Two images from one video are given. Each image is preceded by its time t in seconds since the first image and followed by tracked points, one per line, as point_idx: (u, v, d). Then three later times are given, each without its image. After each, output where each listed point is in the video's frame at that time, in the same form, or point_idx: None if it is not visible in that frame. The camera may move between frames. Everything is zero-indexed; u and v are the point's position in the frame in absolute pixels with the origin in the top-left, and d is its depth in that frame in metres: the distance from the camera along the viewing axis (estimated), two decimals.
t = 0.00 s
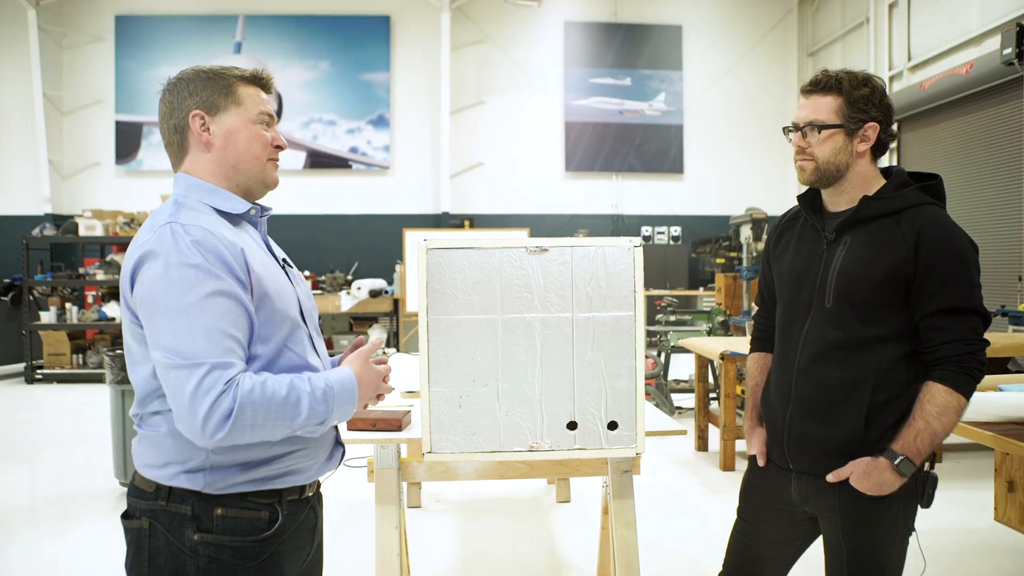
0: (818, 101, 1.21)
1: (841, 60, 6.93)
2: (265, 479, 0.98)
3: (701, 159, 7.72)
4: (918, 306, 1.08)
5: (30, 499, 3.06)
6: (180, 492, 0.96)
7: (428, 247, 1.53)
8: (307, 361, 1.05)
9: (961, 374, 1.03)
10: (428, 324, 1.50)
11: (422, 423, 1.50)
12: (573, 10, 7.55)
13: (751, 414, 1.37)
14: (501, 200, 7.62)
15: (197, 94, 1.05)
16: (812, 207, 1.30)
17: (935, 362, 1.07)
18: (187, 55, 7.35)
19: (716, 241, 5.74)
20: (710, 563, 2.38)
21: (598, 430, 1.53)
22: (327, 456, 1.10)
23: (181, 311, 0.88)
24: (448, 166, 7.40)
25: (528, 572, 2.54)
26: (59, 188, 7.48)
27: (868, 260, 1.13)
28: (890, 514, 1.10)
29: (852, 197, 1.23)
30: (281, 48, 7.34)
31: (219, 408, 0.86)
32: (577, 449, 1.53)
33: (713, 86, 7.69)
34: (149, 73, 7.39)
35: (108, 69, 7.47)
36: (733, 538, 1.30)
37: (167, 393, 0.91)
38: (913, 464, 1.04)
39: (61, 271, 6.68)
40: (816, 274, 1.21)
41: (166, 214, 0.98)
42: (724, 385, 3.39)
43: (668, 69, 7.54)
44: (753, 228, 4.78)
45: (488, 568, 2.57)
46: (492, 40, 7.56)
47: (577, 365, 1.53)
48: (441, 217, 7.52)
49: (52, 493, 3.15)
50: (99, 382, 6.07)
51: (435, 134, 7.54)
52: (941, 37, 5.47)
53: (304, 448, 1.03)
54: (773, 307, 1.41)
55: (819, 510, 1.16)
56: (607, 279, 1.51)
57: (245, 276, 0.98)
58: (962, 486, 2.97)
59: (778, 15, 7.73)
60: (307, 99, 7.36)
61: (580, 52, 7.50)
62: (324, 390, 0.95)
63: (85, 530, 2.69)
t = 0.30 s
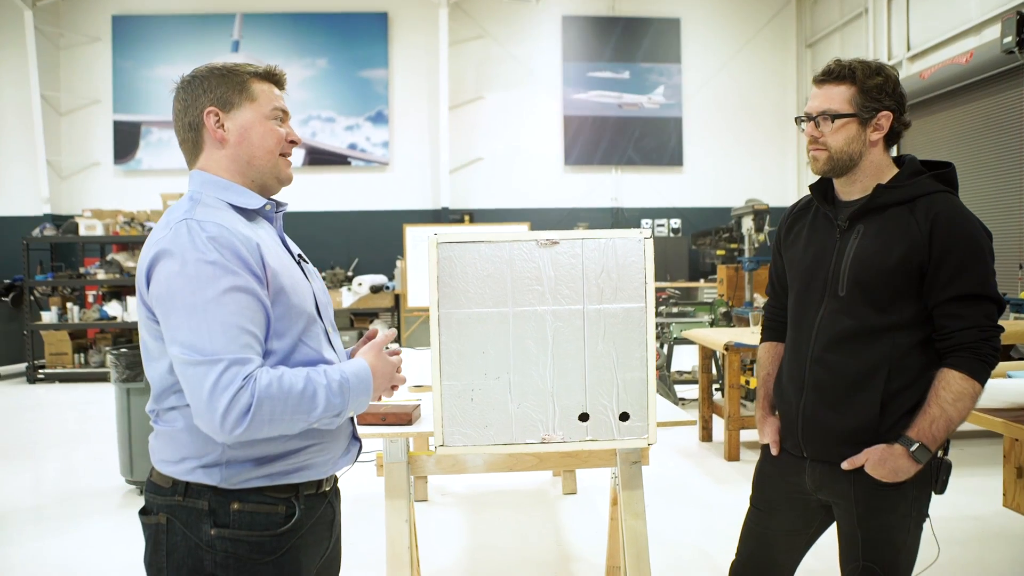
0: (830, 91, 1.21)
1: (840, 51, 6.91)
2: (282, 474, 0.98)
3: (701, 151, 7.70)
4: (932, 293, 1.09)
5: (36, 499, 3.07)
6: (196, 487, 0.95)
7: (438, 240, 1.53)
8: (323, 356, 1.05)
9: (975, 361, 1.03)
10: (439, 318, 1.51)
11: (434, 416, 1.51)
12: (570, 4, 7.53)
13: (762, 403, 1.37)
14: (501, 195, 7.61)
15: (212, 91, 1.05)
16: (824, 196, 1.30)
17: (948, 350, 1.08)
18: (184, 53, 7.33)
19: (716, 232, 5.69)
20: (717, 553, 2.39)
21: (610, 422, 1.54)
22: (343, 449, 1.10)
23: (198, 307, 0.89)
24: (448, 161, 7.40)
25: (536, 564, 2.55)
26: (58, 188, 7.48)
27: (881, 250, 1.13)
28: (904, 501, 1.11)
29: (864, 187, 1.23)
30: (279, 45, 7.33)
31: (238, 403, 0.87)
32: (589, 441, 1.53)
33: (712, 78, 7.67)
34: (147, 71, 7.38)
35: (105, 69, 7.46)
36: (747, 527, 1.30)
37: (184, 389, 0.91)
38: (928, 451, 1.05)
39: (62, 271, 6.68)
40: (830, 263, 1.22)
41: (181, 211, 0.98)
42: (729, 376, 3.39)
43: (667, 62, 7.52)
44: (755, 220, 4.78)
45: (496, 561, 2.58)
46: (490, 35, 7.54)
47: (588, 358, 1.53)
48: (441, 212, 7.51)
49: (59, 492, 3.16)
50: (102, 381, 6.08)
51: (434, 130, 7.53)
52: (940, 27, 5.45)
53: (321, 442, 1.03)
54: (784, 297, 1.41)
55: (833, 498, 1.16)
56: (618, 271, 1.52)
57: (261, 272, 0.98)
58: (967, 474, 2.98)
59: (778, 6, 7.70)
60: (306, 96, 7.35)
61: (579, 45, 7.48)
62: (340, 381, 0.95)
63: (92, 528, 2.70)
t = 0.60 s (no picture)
0: (838, 86, 1.21)
1: (839, 48, 6.90)
2: (289, 470, 0.98)
3: (700, 148, 7.70)
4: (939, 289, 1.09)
5: (37, 496, 3.07)
6: (204, 484, 0.95)
7: (443, 236, 1.53)
8: (329, 350, 1.05)
9: (982, 357, 1.03)
10: (444, 315, 1.51)
11: (439, 413, 1.51)
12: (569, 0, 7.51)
13: (768, 399, 1.37)
14: (500, 191, 7.61)
15: (221, 85, 1.04)
16: (830, 191, 1.30)
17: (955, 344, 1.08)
18: (183, 49, 7.32)
19: (715, 230, 5.62)
20: (717, 550, 2.40)
21: (614, 419, 1.54)
22: (350, 445, 1.10)
23: (203, 299, 0.88)
24: (447, 158, 7.39)
25: (537, 561, 2.56)
26: (56, 184, 7.46)
27: (888, 244, 1.14)
28: (910, 497, 1.11)
29: (870, 183, 1.23)
30: (278, 41, 7.31)
31: (243, 395, 0.86)
32: (594, 438, 1.54)
33: (711, 75, 7.66)
34: (145, 68, 7.36)
35: (102, 65, 7.44)
36: (752, 524, 1.30)
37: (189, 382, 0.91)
38: (934, 447, 1.05)
39: (60, 267, 6.67)
40: (836, 259, 1.22)
41: (187, 203, 0.98)
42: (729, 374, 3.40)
43: (666, 59, 7.51)
44: (754, 217, 4.78)
45: (497, 558, 2.59)
46: (489, 31, 7.52)
47: (593, 355, 1.53)
48: (440, 209, 7.50)
49: (59, 489, 3.17)
50: (100, 378, 6.08)
51: (433, 126, 7.52)
52: (940, 24, 5.44)
53: (327, 438, 1.03)
54: (789, 293, 1.41)
55: (838, 494, 1.16)
56: (623, 267, 1.52)
57: (267, 265, 0.98)
58: (966, 472, 2.99)
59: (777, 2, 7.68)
60: (305, 93, 7.34)
61: (577, 41, 7.46)
62: (345, 374, 0.95)
63: (93, 525, 2.70)
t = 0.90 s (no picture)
0: (839, 84, 1.21)
1: (840, 46, 6.89)
2: (288, 467, 0.98)
3: (700, 146, 7.69)
4: (939, 287, 1.09)
5: (37, 493, 3.08)
6: (205, 481, 0.95)
7: (445, 233, 1.53)
8: (327, 348, 1.05)
9: (983, 354, 1.03)
10: (444, 312, 1.51)
11: (440, 410, 1.51)
12: None
13: (768, 398, 1.37)
14: (501, 189, 7.60)
15: (227, 83, 1.04)
16: (832, 189, 1.30)
17: (952, 344, 1.08)
18: (183, 46, 7.31)
19: (716, 228, 5.61)
20: (718, 548, 2.40)
21: (616, 416, 1.54)
22: (349, 442, 1.10)
23: (195, 297, 0.88)
24: (447, 155, 7.38)
25: (539, 559, 2.56)
26: (56, 182, 7.46)
27: (885, 244, 1.13)
28: (912, 494, 1.11)
29: (872, 180, 1.22)
30: (278, 38, 7.30)
31: (230, 394, 0.86)
32: (595, 435, 1.54)
33: (712, 72, 7.64)
34: (145, 65, 7.36)
35: (102, 62, 7.43)
36: (752, 521, 1.31)
37: (180, 381, 0.91)
38: (936, 445, 1.05)
39: (60, 265, 6.67)
40: (837, 256, 1.22)
41: (183, 200, 0.98)
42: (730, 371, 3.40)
43: (667, 56, 7.50)
44: (755, 215, 4.78)
45: (498, 555, 2.59)
46: (490, 29, 7.51)
47: (595, 351, 1.53)
48: (441, 207, 7.49)
49: (59, 486, 3.17)
50: (101, 375, 6.08)
51: (434, 124, 7.51)
52: (941, 21, 5.42)
53: (325, 436, 1.03)
54: (790, 291, 1.41)
55: (839, 492, 1.16)
56: (625, 264, 1.52)
57: (263, 263, 0.98)
58: (966, 469, 2.99)
59: None
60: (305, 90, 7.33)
61: (578, 39, 7.45)
62: (338, 371, 0.94)
63: (94, 523, 2.71)
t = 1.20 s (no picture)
0: (823, 84, 1.21)
1: (841, 39, 6.86)
2: (278, 464, 0.97)
3: (700, 140, 7.67)
4: (936, 281, 1.08)
5: (39, 491, 3.08)
6: (194, 478, 0.94)
7: (439, 228, 1.52)
8: (318, 345, 1.04)
9: (979, 348, 1.02)
10: (439, 308, 1.50)
11: (435, 407, 1.51)
12: None
13: (764, 393, 1.37)
14: (501, 184, 7.59)
15: (204, 78, 1.04)
16: (827, 181, 1.29)
17: (949, 339, 1.07)
18: (182, 44, 7.29)
19: (716, 223, 5.57)
20: (718, 542, 2.39)
21: (613, 412, 1.53)
22: (339, 441, 1.09)
23: (181, 293, 0.88)
24: (447, 152, 7.36)
25: (538, 554, 2.56)
26: (55, 181, 7.44)
27: (882, 237, 1.13)
28: (908, 489, 1.10)
29: (868, 171, 1.21)
30: (277, 35, 7.28)
31: (214, 391, 0.86)
32: (591, 430, 1.53)
33: (712, 67, 7.62)
34: (144, 63, 7.34)
35: (101, 60, 7.41)
36: (748, 516, 1.30)
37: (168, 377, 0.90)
38: (931, 439, 1.04)
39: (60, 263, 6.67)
40: (835, 249, 1.21)
41: (173, 197, 0.97)
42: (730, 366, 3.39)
43: (667, 51, 7.48)
44: (754, 209, 4.76)
45: (498, 551, 2.59)
46: (489, 25, 7.48)
47: (590, 347, 1.53)
48: (441, 203, 7.48)
49: (61, 485, 3.17)
50: (102, 373, 6.09)
51: (433, 120, 7.49)
52: (941, 14, 5.40)
53: (316, 433, 1.02)
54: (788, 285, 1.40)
55: (835, 486, 1.16)
56: (620, 259, 1.51)
57: (253, 260, 0.97)
58: (966, 463, 2.99)
59: None
60: (304, 87, 7.31)
61: (578, 34, 7.42)
62: (328, 369, 0.94)
63: (96, 521, 2.71)
